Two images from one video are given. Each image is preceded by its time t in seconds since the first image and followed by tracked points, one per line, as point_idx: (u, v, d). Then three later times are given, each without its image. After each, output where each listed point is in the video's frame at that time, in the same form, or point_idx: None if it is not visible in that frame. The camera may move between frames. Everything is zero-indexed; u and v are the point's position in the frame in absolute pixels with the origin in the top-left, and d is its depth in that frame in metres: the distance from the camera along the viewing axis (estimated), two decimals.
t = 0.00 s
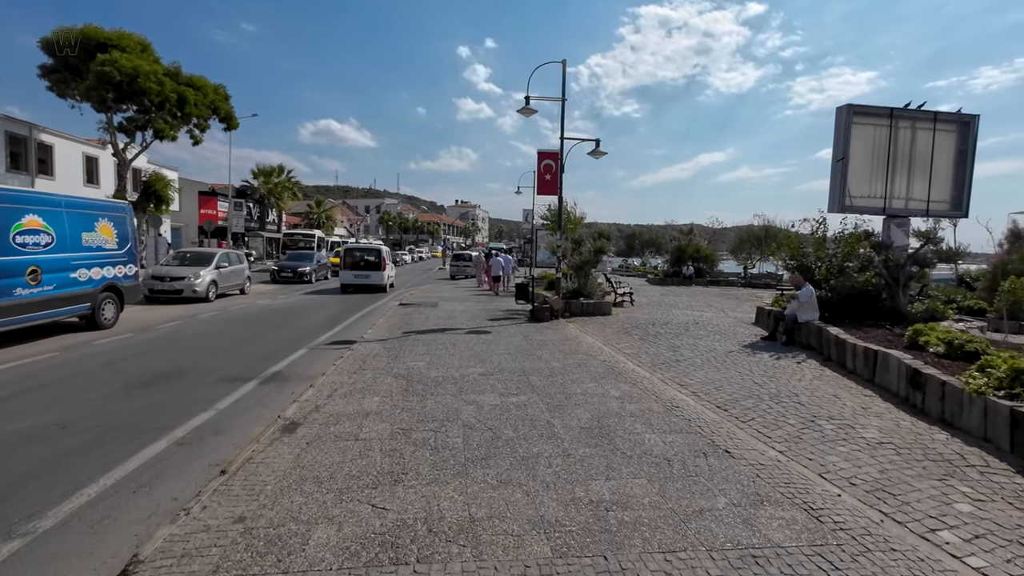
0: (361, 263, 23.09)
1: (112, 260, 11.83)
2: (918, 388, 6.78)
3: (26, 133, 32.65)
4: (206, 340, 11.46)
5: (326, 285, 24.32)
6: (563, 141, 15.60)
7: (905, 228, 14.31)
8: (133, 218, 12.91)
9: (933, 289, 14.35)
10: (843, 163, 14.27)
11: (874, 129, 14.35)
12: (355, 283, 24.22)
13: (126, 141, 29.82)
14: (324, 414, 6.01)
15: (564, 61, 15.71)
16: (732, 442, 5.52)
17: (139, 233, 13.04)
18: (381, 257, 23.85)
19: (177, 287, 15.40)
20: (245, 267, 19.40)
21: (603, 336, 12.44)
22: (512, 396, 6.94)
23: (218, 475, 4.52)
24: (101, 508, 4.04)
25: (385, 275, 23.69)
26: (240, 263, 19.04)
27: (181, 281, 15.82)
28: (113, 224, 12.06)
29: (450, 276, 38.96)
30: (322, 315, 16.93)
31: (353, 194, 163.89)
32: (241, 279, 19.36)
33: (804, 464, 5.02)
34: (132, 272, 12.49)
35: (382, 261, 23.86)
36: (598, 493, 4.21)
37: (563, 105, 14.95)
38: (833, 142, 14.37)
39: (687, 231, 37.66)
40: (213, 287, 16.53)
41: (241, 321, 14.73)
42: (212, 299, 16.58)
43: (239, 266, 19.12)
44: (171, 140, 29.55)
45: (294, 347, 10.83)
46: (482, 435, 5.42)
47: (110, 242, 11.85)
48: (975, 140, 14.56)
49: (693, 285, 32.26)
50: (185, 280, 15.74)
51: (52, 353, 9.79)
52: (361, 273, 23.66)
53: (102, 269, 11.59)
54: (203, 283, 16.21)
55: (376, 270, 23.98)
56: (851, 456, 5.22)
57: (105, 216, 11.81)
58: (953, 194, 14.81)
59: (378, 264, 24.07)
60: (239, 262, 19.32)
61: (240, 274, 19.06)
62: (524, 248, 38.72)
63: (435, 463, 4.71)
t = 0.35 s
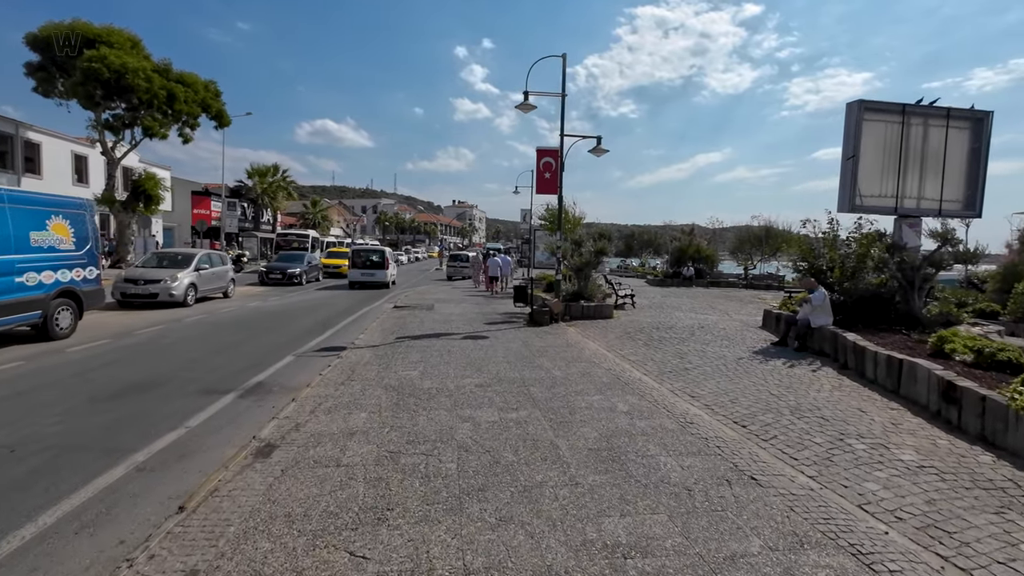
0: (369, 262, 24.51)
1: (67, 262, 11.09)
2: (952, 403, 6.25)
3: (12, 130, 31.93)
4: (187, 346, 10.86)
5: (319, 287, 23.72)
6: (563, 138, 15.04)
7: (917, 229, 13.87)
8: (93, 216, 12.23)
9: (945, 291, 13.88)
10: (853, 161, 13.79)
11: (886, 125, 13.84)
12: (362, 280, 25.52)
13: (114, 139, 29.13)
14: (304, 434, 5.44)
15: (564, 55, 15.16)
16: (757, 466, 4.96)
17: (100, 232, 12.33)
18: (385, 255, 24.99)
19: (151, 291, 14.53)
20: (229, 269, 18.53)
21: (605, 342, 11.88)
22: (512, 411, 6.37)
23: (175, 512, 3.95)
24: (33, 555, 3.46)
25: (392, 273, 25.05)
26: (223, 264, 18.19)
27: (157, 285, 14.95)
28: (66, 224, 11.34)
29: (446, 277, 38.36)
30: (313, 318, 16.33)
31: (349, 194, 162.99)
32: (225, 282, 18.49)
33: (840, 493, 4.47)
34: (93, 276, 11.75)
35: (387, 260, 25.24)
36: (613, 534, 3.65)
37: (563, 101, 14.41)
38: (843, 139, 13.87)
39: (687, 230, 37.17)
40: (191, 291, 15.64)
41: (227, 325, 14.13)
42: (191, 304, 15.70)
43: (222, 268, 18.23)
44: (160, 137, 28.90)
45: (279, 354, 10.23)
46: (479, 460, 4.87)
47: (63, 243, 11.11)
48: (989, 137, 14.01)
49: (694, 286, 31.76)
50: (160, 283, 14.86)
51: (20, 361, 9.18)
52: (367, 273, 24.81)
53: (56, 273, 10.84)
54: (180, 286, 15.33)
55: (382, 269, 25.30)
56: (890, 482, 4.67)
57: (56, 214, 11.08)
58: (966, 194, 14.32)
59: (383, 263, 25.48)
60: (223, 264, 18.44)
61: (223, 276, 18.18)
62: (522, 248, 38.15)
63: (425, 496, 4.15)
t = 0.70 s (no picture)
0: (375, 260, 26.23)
1: (19, 263, 10.37)
2: (999, 416, 5.72)
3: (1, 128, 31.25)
4: (170, 351, 10.28)
5: (314, 287, 23.12)
6: (566, 133, 14.48)
7: (933, 227, 13.37)
8: (49, 211, 11.31)
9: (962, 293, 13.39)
10: (867, 157, 13.28)
11: (902, 120, 13.32)
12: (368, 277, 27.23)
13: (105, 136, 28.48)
14: (285, 456, 4.88)
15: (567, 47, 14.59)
16: (793, 492, 4.43)
17: (57, 229, 11.48)
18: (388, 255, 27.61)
19: (125, 293, 13.60)
20: (215, 270, 17.60)
21: (611, 346, 11.31)
22: (515, 426, 5.81)
23: (126, 556, 3.38)
24: None
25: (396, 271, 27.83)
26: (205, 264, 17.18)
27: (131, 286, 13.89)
28: (19, 220, 10.55)
29: (444, 277, 37.78)
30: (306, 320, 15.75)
31: (347, 194, 162.32)
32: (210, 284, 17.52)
33: (894, 526, 3.94)
34: (50, 278, 11.03)
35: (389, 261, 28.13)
36: None
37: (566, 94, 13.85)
38: (858, 134, 13.36)
39: (688, 230, 36.67)
40: (170, 294, 14.69)
41: (217, 327, 13.59)
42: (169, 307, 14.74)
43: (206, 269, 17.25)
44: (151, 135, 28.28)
45: (268, 359, 9.66)
46: (481, 486, 4.31)
47: (14, 242, 10.35)
48: (1008, 131, 13.47)
49: (696, 286, 31.25)
50: (136, 285, 13.92)
51: None
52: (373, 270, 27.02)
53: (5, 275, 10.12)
54: (157, 288, 14.37)
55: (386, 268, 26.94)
56: (947, 512, 4.13)
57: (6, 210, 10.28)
58: (983, 190, 13.79)
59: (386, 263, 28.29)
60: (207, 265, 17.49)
61: (208, 278, 17.22)
62: (521, 248, 37.58)
63: (419, 533, 3.59)
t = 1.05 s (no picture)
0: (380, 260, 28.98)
1: None
2: None
3: None
4: (151, 355, 9.71)
5: (308, 288, 22.53)
6: (568, 127, 13.93)
7: (949, 225, 12.88)
8: None
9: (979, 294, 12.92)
10: (881, 151, 12.78)
11: (917, 113, 12.81)
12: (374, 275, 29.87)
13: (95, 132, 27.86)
14: (258, 479, 4.33)
15: (569, 38, 14.03)
16: (835, 521, 3.89)
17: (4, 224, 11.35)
18: (392, 254, 31.32)
19: (93, 296, 12.76)
20: (196, 270, 16.70)
21: (616, 349, 10.76)
22: (518, 441, 5.27)
23: None
24: None
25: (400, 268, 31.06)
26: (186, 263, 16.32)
27: (100, 289, 13.02)
28: None
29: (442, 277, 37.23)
30: (298, 321, 15.17)
31: (345, 194, 161.58)
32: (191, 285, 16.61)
33: (955, 563, 3.42)
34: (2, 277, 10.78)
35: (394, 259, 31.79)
36: None
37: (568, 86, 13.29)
38: (871, 127, 12.85)
39: (689, 229, 36.14)
40: (143, 296, 13.81)
41: (204, 329, 13.06)
42: (144, 311, 13.86)
43: (186, 269, 16.32)
44: (139, 132, 27.70)
45: (254, 363, 9.11)
46: (479, 516, 3.77)
47: None
48: None
49: (698, 286, 30.73)
50: (105, 287, 13.06)
51: None
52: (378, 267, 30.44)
53: None
54: (129, 290, 13.50)
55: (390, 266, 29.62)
56: (1015, 546, 3.60)
57: None
58: (1000, 187, 13.32)
59: (390, 261, 32.08)
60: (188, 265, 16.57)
61: (188, 278, 16.32)
62: (520, 247, 37.03)
63: None
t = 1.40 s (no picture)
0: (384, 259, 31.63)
1: None
2: None
3: None
4: (130, 364, 9.15)
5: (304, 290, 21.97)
6: (571, 123, 13.37)
7: (970, 226, 12.34)
8: None
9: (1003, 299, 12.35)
10: (900, 148, 12.21)
11: (937, 108, 12.24)
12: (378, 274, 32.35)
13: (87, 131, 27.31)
14: (224, 519, 3.76)
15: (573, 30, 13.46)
16: (896, 572, 3.34)
17: None
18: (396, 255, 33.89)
19: (55, 302, 11.69)
20: (176, 272, 15.60)
21: (623, 357, 10.19)
22: (522, 467, 4.71)
23: None
24: None
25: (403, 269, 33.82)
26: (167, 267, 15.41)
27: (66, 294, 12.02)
28: None
29: (442, 278, 36.66)
30: (291, 325, 14.60)
31: (345, 194, 161.02)
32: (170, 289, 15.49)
33: None
34: None
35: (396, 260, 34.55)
36: None
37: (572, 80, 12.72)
38: (889, 123, 12.28)
39: (693, 229, 35.57)
40: (114, 302, 12.71)
41: (193, 333, 12.55)
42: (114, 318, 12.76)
43: (164, 271, 15.18)
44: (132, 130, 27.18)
45: (239, 373, 8.58)
46: (480, 569, 3.21)
47: None
48: None
49: (703, 287, 30.16)
50: (69, 293, 11.96)
51: None
52: (384, 266, 33.21)
53: None
54: (97, 295, 12.38)
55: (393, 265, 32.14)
56: None
57: None
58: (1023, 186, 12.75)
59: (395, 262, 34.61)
60: (167, 267, 15.42)
61: (167, 282, 15.17)
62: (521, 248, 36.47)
63: None
